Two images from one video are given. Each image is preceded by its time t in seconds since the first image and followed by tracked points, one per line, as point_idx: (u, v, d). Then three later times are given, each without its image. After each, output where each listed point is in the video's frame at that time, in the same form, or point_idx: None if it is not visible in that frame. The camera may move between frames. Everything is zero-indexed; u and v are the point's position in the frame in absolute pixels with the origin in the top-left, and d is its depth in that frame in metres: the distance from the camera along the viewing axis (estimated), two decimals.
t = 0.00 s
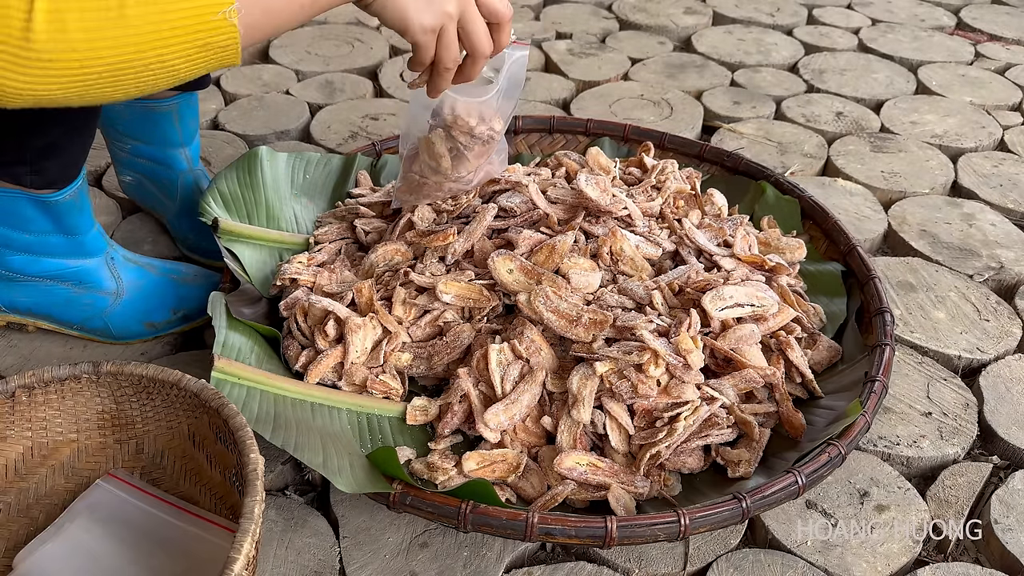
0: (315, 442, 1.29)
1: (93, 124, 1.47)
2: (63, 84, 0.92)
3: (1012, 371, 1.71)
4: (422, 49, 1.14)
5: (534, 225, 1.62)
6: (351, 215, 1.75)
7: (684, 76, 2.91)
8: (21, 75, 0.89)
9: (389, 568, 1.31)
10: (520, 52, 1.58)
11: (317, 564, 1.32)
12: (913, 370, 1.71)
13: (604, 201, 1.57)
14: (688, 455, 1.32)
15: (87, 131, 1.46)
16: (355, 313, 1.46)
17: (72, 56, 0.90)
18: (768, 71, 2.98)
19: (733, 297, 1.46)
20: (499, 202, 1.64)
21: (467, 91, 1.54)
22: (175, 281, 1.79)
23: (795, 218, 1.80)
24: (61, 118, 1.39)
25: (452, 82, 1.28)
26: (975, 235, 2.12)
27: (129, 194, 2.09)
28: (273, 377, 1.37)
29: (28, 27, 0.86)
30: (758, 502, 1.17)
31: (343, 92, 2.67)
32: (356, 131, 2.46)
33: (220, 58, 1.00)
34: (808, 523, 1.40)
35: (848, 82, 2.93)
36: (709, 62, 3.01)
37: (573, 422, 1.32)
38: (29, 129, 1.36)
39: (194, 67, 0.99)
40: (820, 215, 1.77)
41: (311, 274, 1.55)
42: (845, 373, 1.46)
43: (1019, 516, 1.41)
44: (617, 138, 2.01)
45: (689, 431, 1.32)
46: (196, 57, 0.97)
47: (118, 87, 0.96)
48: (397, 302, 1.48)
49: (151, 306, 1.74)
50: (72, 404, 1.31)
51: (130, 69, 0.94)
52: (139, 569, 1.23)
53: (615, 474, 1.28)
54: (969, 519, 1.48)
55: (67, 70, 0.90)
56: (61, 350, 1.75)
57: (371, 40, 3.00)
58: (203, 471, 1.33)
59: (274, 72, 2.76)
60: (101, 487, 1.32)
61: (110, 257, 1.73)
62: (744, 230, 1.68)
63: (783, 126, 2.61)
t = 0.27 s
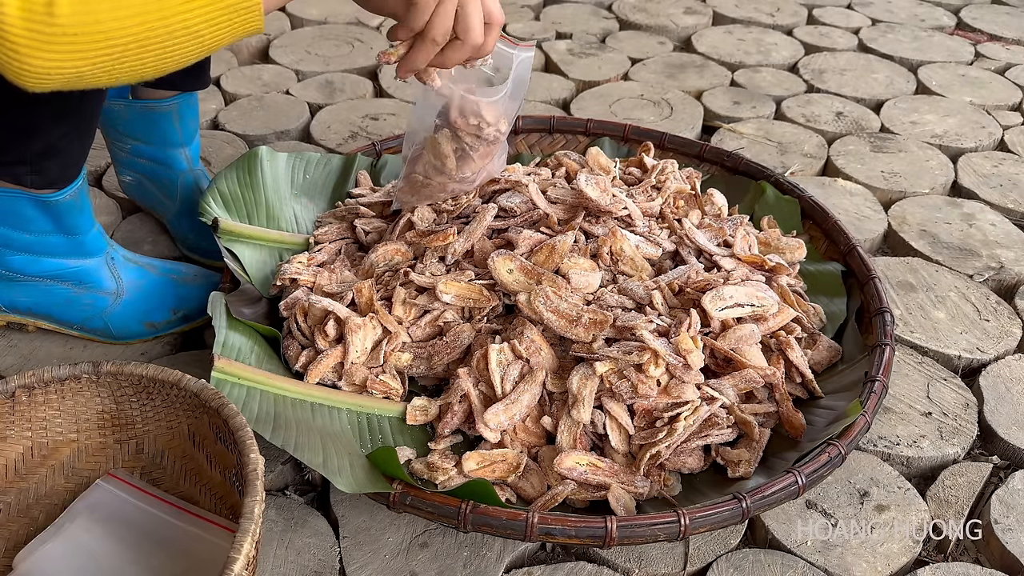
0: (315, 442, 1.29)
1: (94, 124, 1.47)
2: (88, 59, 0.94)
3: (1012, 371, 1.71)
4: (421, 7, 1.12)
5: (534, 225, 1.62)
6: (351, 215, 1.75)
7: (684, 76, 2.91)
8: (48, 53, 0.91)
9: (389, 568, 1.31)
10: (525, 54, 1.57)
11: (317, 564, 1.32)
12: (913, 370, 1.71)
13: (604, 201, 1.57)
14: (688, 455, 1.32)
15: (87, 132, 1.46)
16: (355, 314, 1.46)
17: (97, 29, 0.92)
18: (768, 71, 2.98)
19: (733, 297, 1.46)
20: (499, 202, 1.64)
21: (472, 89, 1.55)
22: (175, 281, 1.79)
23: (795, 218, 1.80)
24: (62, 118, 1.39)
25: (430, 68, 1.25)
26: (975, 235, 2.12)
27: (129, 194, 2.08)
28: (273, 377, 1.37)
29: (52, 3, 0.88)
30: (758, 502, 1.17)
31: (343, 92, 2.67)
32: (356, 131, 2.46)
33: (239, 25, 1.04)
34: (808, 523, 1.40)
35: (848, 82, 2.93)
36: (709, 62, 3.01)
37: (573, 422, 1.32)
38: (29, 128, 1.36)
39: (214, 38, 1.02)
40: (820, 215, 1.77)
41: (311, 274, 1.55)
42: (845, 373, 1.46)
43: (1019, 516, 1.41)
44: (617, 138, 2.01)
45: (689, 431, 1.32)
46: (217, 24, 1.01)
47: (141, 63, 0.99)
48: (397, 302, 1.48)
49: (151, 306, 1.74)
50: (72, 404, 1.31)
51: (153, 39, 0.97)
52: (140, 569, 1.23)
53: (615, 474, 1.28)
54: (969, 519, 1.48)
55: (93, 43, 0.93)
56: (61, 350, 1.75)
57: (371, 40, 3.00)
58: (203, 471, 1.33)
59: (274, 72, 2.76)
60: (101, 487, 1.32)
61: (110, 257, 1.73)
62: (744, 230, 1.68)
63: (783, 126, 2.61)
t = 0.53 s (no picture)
0: (315, 442, 1.28)
1: (94, 124, 1.47)
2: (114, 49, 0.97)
3: (1012, 371, 1.71)
4: None
5: (534, 225, 1.62)
6: (351, 215, 1.75)
7: (684, 76, 2.91)
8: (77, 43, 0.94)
9: (389, 568, 1.31)
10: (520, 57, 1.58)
11: (317, 564, 1.32)
12: (913, 370, 1.71)
13: (604, 201, 1.58)
14: (688, 455, 1.32)
15: (87, 132, 1.46)
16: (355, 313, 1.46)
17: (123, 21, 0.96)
18: (768, 71, 2.98)
19: (733, 297, 1.46)
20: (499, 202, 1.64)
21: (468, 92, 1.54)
22: (175, 281, 1.79)
23: (795, 218, 1.80)
24: (62, 118, 1.38)
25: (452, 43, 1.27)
26: (975, 235, 2.12)
27: (129, 194, 2.08)
28: (273, 377, 1.37)
29: None
30: (758, 502, 1.17)
31: (342, 92, 2.67)
32: (356, 131, 2.46)
33: (260, 16, 1.10)
34: (808, 523, 1.40)
35: (848, 82, 2.93)
36: (709, 62, 3.01)
37: (573, 422, 1.32)
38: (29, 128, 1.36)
39: (232, 29, 1.07)
40: (820, 215, 1.77)
41: (311, 274, 1.55)
42: (845, 373, 1.46)
43: (1019, 516, 1.41)
44: (617, 138, 2.01)
45: (689, 431, 1.32)
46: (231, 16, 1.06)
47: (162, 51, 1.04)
48: (397, 302, 1.48)
49: (151, 306, 1.74)
50: (72, 404, 1.31)
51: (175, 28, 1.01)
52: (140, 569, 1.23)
53: (615, 474, 1.28)
54: (970, 519, 1.48)
55: (122, 36, 0.97)
56: (61, 350, 1.75)
57: (371, 40, 3.00)
58: (203, 471, 1.33)
59: (274, 71, 2.76)
60: (101, 487, 1.32)
61: (110, 257, 1.73)
62: (744, 230, 1.68)
63: (783, 126, 2.60)
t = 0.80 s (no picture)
0: (315, 442, 1.28)
1: (92, 123, 1.47)
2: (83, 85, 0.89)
3: (1012, 371, 1.71)
4: None
5: (534, 225, 1.62)
6: (351, 215, 1.75)
7: (684, 76, 2.91)
8: (39, 73, 0.86)
9: (389, 568, 1.31)
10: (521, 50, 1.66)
11: (317, 564, 1.32)
12: (913, 370, 1.71)
13: (604, 201, 1.58)
14: (688, 455, 1.32)
15: (87, 131, 1.46)
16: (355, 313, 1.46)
17: (94, 60, 0.86)
18: (768, 71, 2.98)
19: (733, 297, 1.46)
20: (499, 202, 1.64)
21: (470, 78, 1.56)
22: (175, 281, 1.79)
23: (795, 218, 1.80)
24: (62, 118, 1.38)
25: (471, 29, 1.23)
26: (975, 235, 2.12)
27: (129, 194, 2.08)
28: (273, 377, 1.37)
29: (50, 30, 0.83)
30: (759, 503, 1.16)
31: (342, 92, 2.67)
32: (356, 131, 2.46)
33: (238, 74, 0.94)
34: (808, 523, 1.40)
35: (848, 82, 2.93)
36: (709, 62, 3.01)
37: (573, 422, 1.32)
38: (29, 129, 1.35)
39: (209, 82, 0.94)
40: (821, 215, 1.77)
41: (311, 274, 1.55)
42: (844, 373, 1.46)
43: (1019, 516, 1.41)
44: (617, 137, 2.01)
45: (689, 431, 1.32)
46: (216, 72, 0.93)
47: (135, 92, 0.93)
48: (397, 302, 1.48)
49: (151, 306, 1.74)
50: (72, 404, 1.31)
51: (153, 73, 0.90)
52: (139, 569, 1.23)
53: (615, 474, 1.28)
54: (969, 519, 1.48)
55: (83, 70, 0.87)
56: (62, 350, 1.75)
57: (371, 40, 3.00)
58: (203, 471, 1.33)
59: (274, 71, 2.76)
60: (101, 487, 1.32)
61: (110, 257, 1.73)
62: (744, 230, 1.68)
63: (783, 126, 2.60)
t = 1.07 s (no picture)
0: (315, 442, 1.28)
1: (93, 124, 1.46)
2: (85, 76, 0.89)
3: (1012, 371, 1.71)
4: None
5: (534, 225, 1.62)
6: (351, 215, 1.75)
7: (684, 76, 2.91)
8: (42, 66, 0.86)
9: (389, 568, 1.31)
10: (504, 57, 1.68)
11: (317, 564, 1.32)
12: (913, 371, 1.71)
13: (604, 201, 1.58)
14: (688, 455, 1.32)
15: (87, 131, 1.46)
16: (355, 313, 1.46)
17: (95, 52, 0.86)
18: (768, 71, 2.98)
19: (733, 297, 1.46)
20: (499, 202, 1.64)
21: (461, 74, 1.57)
22: (175, 281, 1.79)
23: (795, 218, 1.80)
24: (63, 119, 1.38)
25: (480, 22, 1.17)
26: (975, 235, 2.12)
27: (129, 194, 2.08)
28: (273, 377, 1.37)
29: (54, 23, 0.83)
30: (758, 502, 1.17)
31: (343, 92, 2.67)
32: (356, 131, 2.46)
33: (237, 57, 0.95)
34: (808, 523, 1.40)
35: (848, 82, 2.93)
36: (709, 62, 3.01)
37: (573, 422, 1.32)
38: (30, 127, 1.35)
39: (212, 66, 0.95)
40: (821, 215, 1.77)
41: (311, 274, 1.55)
42: (844, 373, 1.46)
43: (1019, 516, 1.42)
44: (617, 138, 2.01)
45: (689, 431, 1.32)
46: (216, 57, 0.93)
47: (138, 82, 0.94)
48: (397, 302, 1.48)
49: (151, 306, 1.74)
50: (73, 404, 1.31)
51: (155, 62, 0.90)
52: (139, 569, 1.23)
53: (615, 474, 1.28)
54: (969, 519, 1.48)
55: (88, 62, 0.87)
56: (62, 350, 1.75)
57: (371, 40, 3.00)
58: (203, 471, 1.33)
59: (274, 72, 2.76)
60: (101, 487, 1.32)
61: (110, 257, 1.73)
62: (744, 230, 1.68)
63: (783, 126, 2.60)
